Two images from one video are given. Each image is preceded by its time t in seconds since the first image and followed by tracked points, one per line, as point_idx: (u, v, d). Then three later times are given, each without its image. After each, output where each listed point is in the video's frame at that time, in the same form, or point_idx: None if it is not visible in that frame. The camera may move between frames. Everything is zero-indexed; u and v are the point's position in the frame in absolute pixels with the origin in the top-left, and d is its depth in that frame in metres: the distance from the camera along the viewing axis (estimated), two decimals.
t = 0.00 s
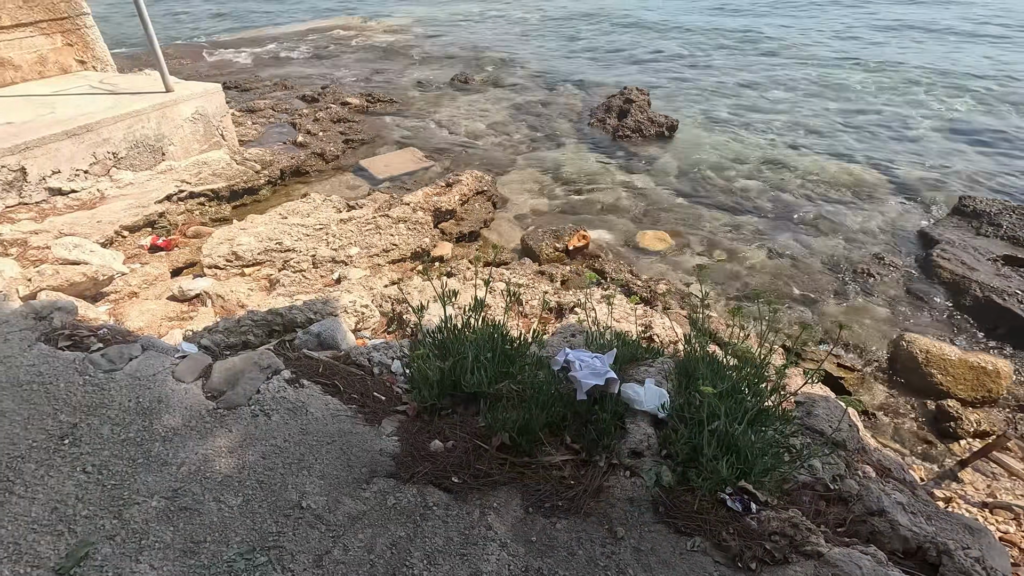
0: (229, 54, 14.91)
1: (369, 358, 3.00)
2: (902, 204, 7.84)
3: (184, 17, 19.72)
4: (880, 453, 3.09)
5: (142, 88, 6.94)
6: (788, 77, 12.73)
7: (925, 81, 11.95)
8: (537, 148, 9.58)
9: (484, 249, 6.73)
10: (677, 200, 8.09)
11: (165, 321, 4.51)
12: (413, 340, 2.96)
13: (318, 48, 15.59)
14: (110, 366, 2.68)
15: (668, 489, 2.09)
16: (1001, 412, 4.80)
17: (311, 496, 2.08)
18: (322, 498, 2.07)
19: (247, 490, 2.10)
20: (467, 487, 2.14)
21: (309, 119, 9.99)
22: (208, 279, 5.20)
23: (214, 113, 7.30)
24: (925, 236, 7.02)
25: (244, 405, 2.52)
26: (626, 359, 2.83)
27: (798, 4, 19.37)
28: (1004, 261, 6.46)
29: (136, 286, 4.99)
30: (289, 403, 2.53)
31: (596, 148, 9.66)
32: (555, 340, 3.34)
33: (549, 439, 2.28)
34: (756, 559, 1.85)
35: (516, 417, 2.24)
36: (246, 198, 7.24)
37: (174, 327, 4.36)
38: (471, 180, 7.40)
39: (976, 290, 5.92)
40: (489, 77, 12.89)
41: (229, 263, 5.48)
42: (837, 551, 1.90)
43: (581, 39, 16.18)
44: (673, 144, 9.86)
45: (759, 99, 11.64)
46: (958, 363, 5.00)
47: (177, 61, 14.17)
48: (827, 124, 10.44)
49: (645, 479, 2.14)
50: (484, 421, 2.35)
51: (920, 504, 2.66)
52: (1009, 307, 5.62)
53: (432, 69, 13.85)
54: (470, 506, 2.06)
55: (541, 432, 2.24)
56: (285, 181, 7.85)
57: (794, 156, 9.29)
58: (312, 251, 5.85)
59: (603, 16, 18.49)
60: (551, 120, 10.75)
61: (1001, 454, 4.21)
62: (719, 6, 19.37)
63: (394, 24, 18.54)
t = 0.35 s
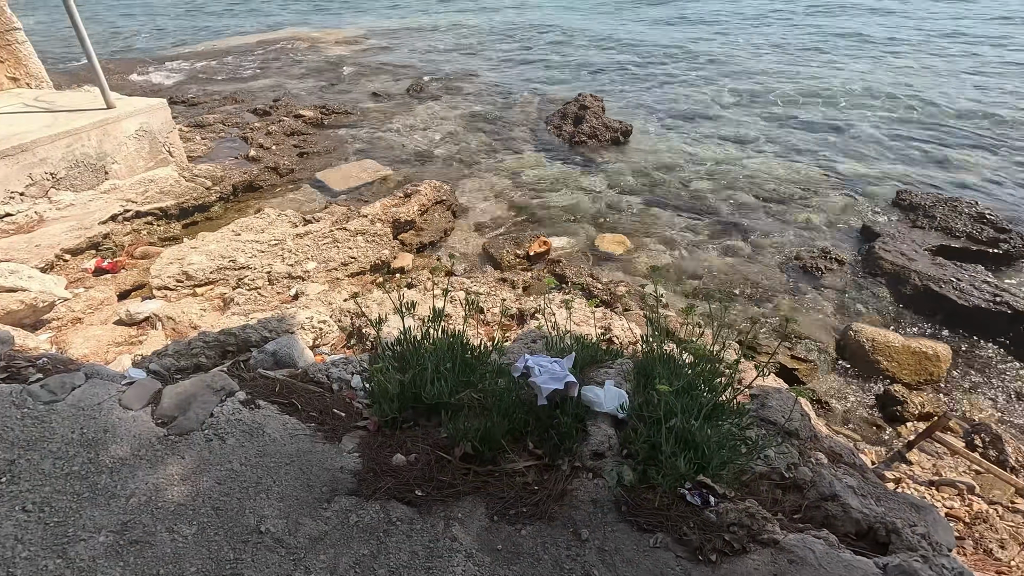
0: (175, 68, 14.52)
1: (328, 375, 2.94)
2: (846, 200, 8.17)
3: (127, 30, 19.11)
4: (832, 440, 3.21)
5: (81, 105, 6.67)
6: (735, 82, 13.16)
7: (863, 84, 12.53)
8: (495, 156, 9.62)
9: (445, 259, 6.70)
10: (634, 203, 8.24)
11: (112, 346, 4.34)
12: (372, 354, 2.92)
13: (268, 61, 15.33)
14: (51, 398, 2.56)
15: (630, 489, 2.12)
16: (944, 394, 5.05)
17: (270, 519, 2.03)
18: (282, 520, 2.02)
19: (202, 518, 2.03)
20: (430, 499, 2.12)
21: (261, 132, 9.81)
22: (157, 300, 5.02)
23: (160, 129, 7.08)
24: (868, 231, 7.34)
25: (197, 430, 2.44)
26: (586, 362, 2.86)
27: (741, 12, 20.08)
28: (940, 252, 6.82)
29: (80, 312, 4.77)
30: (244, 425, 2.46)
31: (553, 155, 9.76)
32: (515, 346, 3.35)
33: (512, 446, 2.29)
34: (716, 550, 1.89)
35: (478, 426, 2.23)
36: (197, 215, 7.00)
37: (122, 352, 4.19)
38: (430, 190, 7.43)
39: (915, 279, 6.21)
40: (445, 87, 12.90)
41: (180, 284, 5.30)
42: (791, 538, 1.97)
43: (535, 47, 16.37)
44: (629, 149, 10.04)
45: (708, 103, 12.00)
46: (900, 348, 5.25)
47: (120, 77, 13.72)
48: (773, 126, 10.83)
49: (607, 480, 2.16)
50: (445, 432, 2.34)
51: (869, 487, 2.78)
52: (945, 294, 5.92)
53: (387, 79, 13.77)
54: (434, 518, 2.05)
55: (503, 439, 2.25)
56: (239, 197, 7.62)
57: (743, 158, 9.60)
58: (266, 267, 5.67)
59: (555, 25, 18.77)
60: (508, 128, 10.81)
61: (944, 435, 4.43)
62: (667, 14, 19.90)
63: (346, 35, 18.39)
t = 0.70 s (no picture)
0: (70, 86, 13.53)
1: (231, 398, 2.77)
2: (755, 193, 8.62)
3: (12, 46, 17.64)
4: (741, 417, 3.35)
5: None
6: (649, 83, 13.64)
7: (766, 85, 13.29)
8: (419, 165, 9.49)
9: (369, 271, 6.52)
10: (558, 205, 8.34)
11: None
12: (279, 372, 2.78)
13: (174, 75, 14.53)
14: None
15: (544, 484, 2.12)
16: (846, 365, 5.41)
17: (160, 558, 1.88)
18: (174, 557, 1.89)
19: (82, 565, 1.86)
20: (339, 517, 2.04)
21: (168, 150, 9.22)
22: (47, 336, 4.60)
23: (48, 150, 6.54)
24: (775, 219, 7.76)
25: (79, 470, 2.25)
26: (501, 362, 2.85)
27: (652, 17, 20.87)
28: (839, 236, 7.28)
29: None
30: (134, 460, 2.28)
31: (478, 161, 9.74)
32: (431, 352, 3.29)
33: (423, 453, 2.24)
34: (627, 535, 1.93)
35: (387, 436, 2.17)
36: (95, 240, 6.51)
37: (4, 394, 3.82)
38: (350, 202, 7.28)
39: (817, 262, 6.62)
40: (365, 98, 12.65)
41: (73, 315, 4.89)
42: (697, 514, 2.03)
43: (455, 54, 16.36)
44: (552, 152, 10.17)
45: (625, 105, 12.36)
46: (807, 327, 5.62)
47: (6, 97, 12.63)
48: (685, 125, 11.29)
49: (521, 477, 2.15)
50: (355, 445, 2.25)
51: (775, 458, 2.92)
52: (842, 274, 6.34)
53: (304, 91, 13.35)
54: (343, 536, 1.97)
55: (414, 447, 2.19)
56: (145, 220, 7.14)
57: (660, 156, 9.94)
58: (171, 290, 5.29)
59: (474, 34, 18.87)
60: (431, 136, 10.71)
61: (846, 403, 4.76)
62: (582, 20, 20.41)
63: (257, 47, 17.72)
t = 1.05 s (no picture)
0: None
1: (109, 434, 2.56)
2: (664, 192, 9.00)
3: None
4: (642, 404, 3.47)
5: None
6: (561, 92, 14.00)
7: (671, 92, 13.92)
8: (334, 180, 9.21)
9: (282, 292, 6.24)
10: (477, 212, 8.35)
11: None
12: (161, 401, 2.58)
13: (61, 95, 13.49)
14: None
15: (439, 487, 2.12)
16: (748, 347, 5.74)
17: None
18: None
19: None
20: (225, 546, 1.95)
21: (54, 176, 8.43)
22: None
23: None
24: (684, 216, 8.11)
25: None
26: (400, 371, 2.83)
27: (563, 28, 21.47)
28: (739, 229, 7.71)
29: None
30: None
31: (396, 172, 9.60)
32: (333, 368, 3.22)
33: (316, 470, 2.18)
34: (519, 528, 1.96)
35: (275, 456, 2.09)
36: None
37: None
38: (257, 221, 6.99)
39: (719, 254, 6.92)
40: (274, 114, 12.21)
41: None
42: (588, 501, 2.10)
43: (369, 67, 16.12)
44: (470, 162, 10.16)
45: (539, 113, 12.61)
46: (710, 314, 5.90)
47: None
48: (597, 130, 11.62)
49: (417, 484, 2.14)
50: (243, 469, 2.15)
51: (671, 440, 3.04)
52: (742, 263, 6.65)
53: (208, 108, 12.74)
54: (228, 565, 1.89)
55: (304, 465, 2.13)
56: (27, 254, 6.59)
57: (574, 161, 10.17)
58: (54, 326, 4.85)
59: (386, 47, 18.69)
60: (346, 150, 10.46)
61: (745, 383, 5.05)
62: (494, 32, 20.70)
63: (154, 64, 16.77)
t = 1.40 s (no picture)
0: None
1: None
2: (583, 199, 9.23)
3: None
4: (563, 403, 3.42)
5: None
6: (477, 106, 14.13)
7: (584, 103, 14.36)
8: (246, 204, 8.79)
9: (194, 323, 5.87)
10: (400, 228, 8.23)
11: None
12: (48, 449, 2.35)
13: None
14: None
15: (358, 506, 2.09)
16: (665, 341, 5.93)
17: None
18: None
19: None
20: None
21: None
22: None
23: None
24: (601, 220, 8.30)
25: None
26: (315, 393, 2.75)
27: (475, 45, 21.73)
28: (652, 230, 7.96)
29: None
30: None
31: (313, 192, 9.30)
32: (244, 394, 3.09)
33: (225, 503, 2.08)
34: (440, 537, 1.96)
35: (177, 493, 1.94)
36: None
37: None
38: (160, 251, 6.55)
39: (635, 254, 7.06)
40: (177, 137, 11.56)
41: None
42: (507, 502, 2.13)
43: (277, 87, 15.60)
44: (389, 179, 9.99)
45: (457, 126, 12.65)
46: (628, 311, 6.03)
47: None
48: (514, 142, 11.76)
49: (334, 504, 2.11)
50: (140, 512, 1.98)
51: (593, 435, 3.00)
52: (655, 261, 6.83)
53: (102, 134, 11.89)
54: None
55: (211, 500, 2.01)
56: None
57: (494, 173, 10.24)
58: None
59: (295, 65, 18.21)
60: (258, 171, 10.04)
61: (664, 375, 5.25)
62: (407, 50, 20.65)
63: (37, 87, 15.48)
